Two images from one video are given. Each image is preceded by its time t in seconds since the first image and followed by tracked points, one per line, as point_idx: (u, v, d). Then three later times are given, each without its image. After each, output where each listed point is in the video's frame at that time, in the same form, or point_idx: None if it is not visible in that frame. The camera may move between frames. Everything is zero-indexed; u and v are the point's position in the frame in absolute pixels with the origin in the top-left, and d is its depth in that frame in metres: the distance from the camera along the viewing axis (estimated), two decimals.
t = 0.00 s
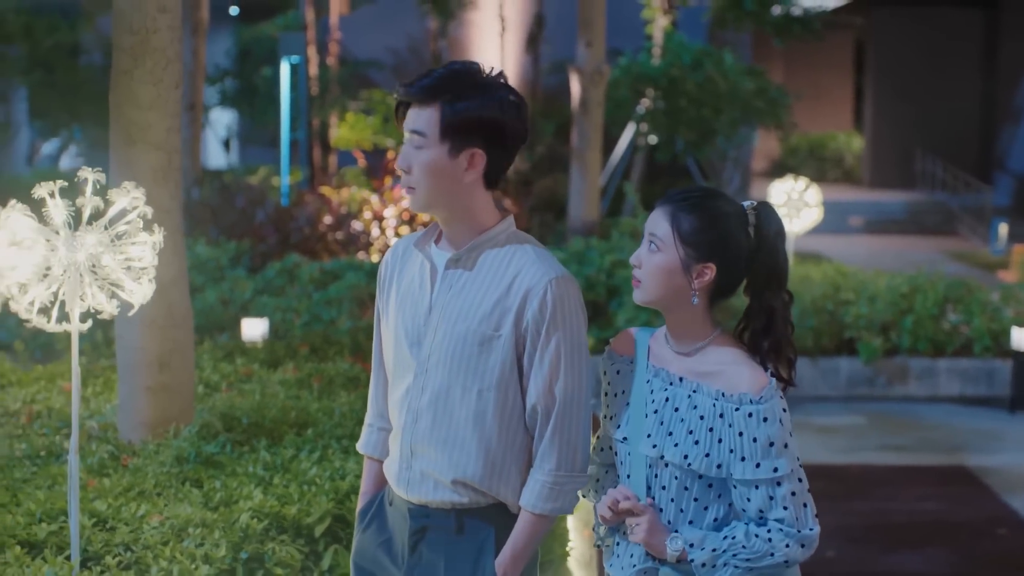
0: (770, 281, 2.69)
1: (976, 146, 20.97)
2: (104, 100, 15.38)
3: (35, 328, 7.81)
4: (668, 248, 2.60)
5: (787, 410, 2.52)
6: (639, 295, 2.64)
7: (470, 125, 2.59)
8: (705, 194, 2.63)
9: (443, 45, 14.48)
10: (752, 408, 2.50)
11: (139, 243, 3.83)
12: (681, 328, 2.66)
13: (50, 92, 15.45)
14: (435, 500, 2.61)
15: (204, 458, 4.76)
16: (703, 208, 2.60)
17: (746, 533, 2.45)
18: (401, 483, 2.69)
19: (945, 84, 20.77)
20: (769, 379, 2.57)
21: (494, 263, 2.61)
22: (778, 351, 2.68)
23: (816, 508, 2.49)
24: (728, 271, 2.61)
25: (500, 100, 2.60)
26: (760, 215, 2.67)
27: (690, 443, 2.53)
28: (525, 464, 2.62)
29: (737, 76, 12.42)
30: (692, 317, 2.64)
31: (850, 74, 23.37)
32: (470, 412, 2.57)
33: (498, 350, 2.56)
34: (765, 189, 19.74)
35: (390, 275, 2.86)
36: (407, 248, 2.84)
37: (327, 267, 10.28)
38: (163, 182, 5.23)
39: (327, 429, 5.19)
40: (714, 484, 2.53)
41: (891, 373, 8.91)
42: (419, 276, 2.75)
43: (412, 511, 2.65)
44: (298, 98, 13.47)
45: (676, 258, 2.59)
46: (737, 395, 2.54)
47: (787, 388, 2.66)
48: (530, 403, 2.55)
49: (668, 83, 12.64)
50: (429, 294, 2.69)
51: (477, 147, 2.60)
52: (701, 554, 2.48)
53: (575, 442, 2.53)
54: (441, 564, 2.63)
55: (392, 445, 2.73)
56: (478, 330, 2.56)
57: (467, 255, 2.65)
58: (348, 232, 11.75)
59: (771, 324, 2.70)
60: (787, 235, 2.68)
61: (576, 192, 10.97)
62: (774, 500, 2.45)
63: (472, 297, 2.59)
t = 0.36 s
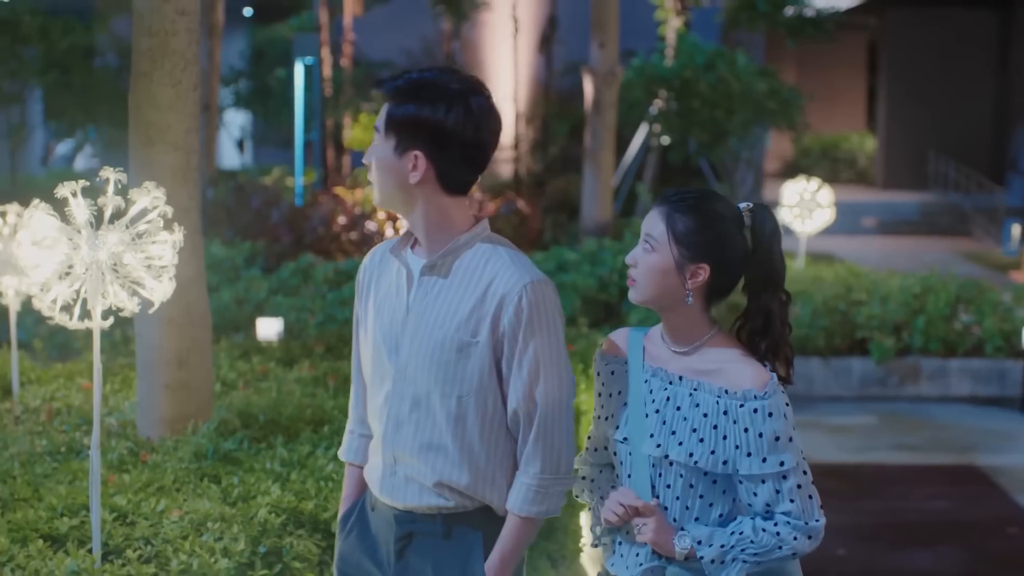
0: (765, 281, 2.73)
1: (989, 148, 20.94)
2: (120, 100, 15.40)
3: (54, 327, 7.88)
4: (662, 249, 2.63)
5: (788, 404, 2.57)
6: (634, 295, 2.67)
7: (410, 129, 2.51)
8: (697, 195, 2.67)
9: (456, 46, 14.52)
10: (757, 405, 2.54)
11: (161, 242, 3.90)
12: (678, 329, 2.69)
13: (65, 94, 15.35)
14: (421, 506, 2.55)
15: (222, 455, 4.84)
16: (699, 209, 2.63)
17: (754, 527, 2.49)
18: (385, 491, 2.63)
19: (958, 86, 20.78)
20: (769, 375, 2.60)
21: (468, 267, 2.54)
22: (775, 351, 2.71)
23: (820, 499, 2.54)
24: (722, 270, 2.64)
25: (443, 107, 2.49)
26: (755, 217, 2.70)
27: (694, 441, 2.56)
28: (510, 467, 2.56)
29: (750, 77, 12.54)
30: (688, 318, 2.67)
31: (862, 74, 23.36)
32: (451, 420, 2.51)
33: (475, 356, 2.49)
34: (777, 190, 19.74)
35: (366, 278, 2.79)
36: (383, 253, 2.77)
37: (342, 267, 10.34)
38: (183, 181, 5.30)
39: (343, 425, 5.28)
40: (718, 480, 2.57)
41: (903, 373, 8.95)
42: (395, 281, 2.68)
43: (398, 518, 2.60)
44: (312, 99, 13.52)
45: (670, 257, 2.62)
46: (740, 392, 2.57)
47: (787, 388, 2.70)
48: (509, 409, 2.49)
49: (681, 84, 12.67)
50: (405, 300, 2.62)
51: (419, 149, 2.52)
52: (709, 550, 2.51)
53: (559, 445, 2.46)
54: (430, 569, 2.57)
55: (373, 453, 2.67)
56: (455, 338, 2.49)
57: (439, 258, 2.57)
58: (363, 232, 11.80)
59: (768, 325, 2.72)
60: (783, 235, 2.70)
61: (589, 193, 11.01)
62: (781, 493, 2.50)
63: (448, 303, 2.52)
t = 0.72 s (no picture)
0: (738, 281, 2.74)
1: (1006, 148, 20.96)
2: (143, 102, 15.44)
3: (76, 327, 7.98)
4: (638, 243, 2.59)
5: (767, 393, 2.53)
6: (609, 291, 2.62)
7: (353, 119, 2.34)
8: (673, 193, 2.63)
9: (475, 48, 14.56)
10: (736, 395, 2.49)
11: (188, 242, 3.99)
12: (653, 326, 2.65)
13: (85, 96, 14.53)
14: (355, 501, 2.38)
15: (245, 452, 4.91)
16: (674, 203, 2.61)
17: (745, 515, 2.45)
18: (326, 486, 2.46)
19: (976, 87, 20.76)
20: (747, 365, 2.57)
21: (408, 253, 2.35)
22: (752, 350, 2.75)
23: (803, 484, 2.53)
24: (698, 267, 2.61)
25: (387, 98, 2.31)
26: (731, 218, 2.70)
27: (675, 435, 2.50)
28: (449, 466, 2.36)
29: (767, 78, 12.62)
30: (665, 314, 2.63)
31: (881, 74, 23.34)
32: (384, 414, 2.32)
33: (408, 346, 2.29)
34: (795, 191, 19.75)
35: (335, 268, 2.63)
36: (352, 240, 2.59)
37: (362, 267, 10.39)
38: (208, 181, 5.37)
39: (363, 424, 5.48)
40: (701, 474, 2.52)
41: (921, 374, 8.97)
42: (350, 269, 2.51)
43: (335, 513, 2.43)
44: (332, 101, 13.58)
45: (648, 252, 2.58)
46: (720, 383, 2.53)
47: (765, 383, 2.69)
48: (439, 402, 2.28)
49: (699, 86, 12.71)
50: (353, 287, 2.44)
51: (363, 141, 2.34)
52: (702, 540, 2.45)
53: (486, 444, 2.26)
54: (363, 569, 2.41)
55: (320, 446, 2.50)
56: (384, 326, 2.30)
57: (381, 247, 2.39)
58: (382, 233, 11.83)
59: (744, 324, 2.75)
60: (756, 238, 2.73)
61: (608, 195, 11.05)
62: (768, 480, 2.46)
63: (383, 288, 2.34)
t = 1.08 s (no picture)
0: (719, 272, 2.84)
1: None
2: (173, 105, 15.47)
3: (107, 327, 8.07)
4: (622, 234, 2.73)
5: (742, 379, 2.67)
6: (593, 280, 2.75)
7: (322, 112, 2.35)
8: (654, 185, 2.77)
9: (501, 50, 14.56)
10: (712, 377, 2.62)
11: (221, 241, 4.14)
12: (636, 314, 2.77)
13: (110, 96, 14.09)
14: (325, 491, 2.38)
15: (277, 449, 4.96)
16: (655, 196, 2.74)
17: (719, 495, 2.56)
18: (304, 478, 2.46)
19: (1003, 86, 20.57)
20: (724, 351, 2.69)
21: (373, 247, 2.34)
22: (730, 336, 2.83)
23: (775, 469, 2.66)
24: (679, 256, 2.74)
25: (353, 95, 2.31)
26: (712, 210, 2.83)
27: (651, 415, 2.62)
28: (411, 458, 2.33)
29: (794, 80, 12.63)
30: (647, 302, 2.76)
31: (907, 77, 23.30)
32: (345, 412, 2.32)
33: (363, 340, 2.28)
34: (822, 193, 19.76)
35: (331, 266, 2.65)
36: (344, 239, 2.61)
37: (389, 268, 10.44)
38: (239, 182, 5.45)
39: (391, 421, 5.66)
40: (677, 456, 2.63)
41: (947, 375, 8.99)
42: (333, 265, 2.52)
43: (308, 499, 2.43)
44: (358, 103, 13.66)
45: (632, 243, 2.71)
46: (696, 365, 2.65)
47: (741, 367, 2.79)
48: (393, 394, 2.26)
49: (727, 88, 12.73)
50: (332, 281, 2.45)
51: (331, 134, 2.35)
52: (674, 515, 2.56)
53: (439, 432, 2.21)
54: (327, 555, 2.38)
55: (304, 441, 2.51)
56: (346, 317, 2.30)
57: (351, 238, 2.41)
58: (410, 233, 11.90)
59: (724, 312, 2.84)
60: (737, 229, 2.84)
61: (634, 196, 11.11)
62: (741, 463, 2.60)
63: (348, 281, 2.34)
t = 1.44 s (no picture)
0: (715, 269, 2.97)
1: None
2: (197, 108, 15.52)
3: (133, 327, 8.15)
4: (620, 236, 2.85)
5: (736, 369, 2.80)
6: (592, 280, 2.86)
7: (304, 114, 2.40)
8: (649, 186, 2.89)
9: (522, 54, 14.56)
10: (705, 367, 2.77)
11: (250, 241, 4.25)
12: (635, 313, 2.91)
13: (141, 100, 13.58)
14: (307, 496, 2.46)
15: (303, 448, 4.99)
16: (650, 198, 2.86)
17: (716, 484, 2.67)
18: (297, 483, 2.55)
19: None
20: (717, 343, 2.84)
21: (348, 259, 2.41)
22: (726, 331, 2.97)
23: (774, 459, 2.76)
24: (676, 257, 2.87)
25: (332, 97, 2.36)
26: (706, 208, 2.94)
27: (647, 408, 2.76)
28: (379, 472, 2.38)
29: (816, 83, 12.67)
30: (645, 302, 2.90)
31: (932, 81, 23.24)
32: (320, 425, 2.39)
33: (330, 352, 2.35)
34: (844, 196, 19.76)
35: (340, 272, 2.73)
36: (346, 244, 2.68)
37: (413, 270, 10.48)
38: (269, 184, 5.54)
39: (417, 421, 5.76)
40: (674, 448, 2.76)
41: (969, 378, 9.01)
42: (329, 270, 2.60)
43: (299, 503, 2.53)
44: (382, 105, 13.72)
45: (630, 244, 2.84)
46: (689, 356, 2.80)
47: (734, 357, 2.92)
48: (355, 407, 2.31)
49: (748, 90, 12.78)
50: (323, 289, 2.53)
51: (312, 141, 2.41)
52: (672, 507, 2.67)
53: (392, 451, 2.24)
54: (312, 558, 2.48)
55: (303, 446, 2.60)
56: (318, 328, 2.37)
57: (336, 243, 2.48)
58: (433, 236, 11.96)
59: (720, 307, 2.99)
60: (731, 227, 2.96)
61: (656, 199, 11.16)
62: (737, 452, 2.71)
63: (326, 293, 2.42)
